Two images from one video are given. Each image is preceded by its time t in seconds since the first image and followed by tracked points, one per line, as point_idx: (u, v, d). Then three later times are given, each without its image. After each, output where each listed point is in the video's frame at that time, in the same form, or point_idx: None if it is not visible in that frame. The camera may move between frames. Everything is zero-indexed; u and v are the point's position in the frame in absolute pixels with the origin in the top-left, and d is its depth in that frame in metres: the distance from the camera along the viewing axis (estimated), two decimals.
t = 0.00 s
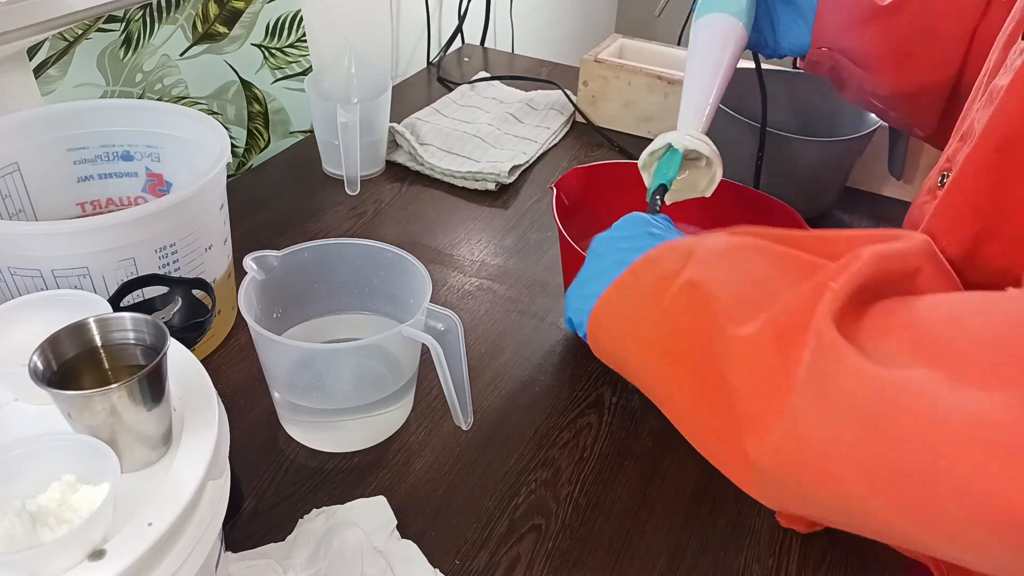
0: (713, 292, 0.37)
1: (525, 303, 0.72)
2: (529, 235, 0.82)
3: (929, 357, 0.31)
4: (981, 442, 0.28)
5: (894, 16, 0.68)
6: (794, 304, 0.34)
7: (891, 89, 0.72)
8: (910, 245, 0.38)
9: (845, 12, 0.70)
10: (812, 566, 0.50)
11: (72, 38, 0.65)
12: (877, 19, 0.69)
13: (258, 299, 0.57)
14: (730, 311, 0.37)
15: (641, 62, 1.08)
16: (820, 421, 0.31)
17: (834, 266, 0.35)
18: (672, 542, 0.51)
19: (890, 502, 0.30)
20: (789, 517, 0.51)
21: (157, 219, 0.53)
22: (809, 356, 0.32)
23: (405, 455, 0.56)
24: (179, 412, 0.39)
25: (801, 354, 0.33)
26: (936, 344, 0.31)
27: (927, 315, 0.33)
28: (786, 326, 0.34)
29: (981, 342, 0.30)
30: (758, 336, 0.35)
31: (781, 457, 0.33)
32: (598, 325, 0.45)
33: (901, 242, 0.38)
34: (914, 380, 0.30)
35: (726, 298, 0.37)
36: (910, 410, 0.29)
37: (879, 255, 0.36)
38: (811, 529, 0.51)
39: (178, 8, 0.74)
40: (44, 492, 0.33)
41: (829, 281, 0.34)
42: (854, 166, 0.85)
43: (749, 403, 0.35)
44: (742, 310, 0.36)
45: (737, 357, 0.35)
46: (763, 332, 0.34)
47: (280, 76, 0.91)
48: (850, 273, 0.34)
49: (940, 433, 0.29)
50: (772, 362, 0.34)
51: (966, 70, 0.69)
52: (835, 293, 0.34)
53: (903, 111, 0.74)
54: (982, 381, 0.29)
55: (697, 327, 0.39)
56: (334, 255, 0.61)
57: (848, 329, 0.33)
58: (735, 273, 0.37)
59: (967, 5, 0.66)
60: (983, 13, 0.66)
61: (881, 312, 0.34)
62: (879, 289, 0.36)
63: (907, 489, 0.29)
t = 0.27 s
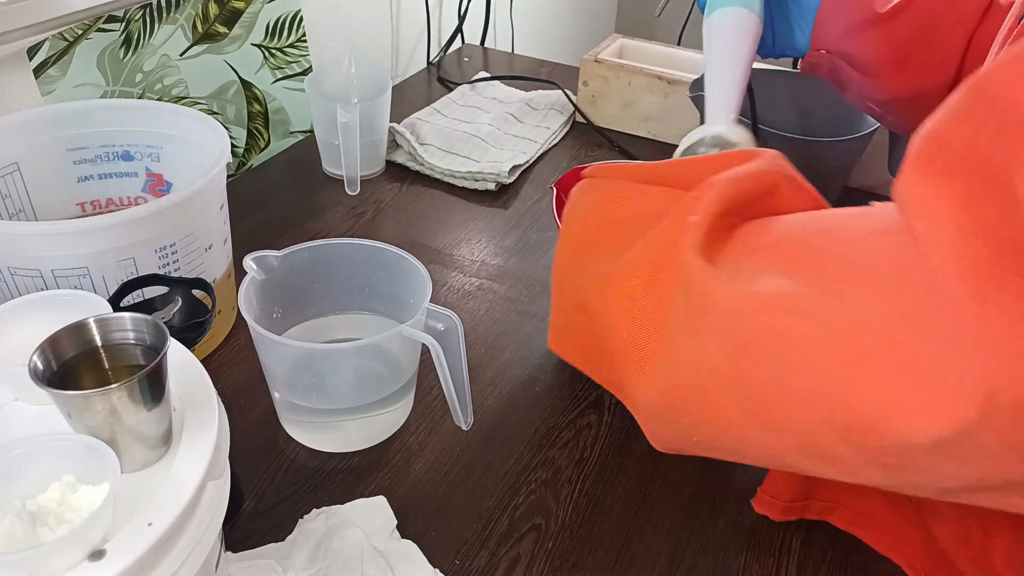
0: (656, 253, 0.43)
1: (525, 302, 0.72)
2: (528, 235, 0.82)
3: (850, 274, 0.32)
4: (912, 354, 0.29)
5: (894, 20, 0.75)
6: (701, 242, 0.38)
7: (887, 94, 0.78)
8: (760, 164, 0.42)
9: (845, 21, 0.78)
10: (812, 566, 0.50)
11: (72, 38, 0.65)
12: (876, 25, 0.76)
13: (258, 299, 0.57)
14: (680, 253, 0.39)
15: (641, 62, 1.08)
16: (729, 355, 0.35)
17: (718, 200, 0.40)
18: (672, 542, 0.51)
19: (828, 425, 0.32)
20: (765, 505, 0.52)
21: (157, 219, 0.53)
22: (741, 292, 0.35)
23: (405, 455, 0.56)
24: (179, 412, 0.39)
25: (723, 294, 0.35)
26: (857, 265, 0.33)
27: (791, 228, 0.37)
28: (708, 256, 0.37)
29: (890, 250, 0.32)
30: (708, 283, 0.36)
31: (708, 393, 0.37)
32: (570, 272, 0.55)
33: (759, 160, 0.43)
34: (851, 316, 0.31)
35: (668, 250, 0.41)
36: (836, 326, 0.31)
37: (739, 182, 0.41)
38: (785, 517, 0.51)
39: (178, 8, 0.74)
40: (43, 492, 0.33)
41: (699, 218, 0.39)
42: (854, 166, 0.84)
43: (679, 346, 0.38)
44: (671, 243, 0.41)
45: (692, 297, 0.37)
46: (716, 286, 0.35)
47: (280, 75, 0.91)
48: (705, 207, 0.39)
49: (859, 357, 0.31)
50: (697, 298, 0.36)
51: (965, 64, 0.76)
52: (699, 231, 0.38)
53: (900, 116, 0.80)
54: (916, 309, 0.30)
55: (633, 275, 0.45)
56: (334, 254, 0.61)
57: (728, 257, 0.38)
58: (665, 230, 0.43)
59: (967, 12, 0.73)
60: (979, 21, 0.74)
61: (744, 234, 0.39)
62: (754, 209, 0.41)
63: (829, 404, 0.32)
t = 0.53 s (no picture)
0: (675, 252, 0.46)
1: (525, 302, 0.72)
2: (528, 235, 0.82)
3: (855, 285, 0.36)
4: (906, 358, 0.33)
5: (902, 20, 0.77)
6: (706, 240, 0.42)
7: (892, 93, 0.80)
8: (769, 165, 0.46)
9: (846, 21, 0.80)
10: (812, 566, 0.50)
11: (72, 38, 0.65)
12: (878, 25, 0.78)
13: (258, 299, 0.57)
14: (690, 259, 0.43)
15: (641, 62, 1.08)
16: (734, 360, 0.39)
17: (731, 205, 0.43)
18: (672, 542, 0.51)
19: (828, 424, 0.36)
20: (753, 501, 0.52)
21: (157, 219, 0.53)
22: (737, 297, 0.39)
23: (405, 455, 0.56)
24: (179, 412, 0.39)
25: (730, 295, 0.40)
26: (856, 273, 0.36)
27: (799, 230, 0.42)
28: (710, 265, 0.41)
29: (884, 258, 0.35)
30: (717, 292, 0.40)
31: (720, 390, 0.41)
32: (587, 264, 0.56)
33: (769, 161, 0.46)
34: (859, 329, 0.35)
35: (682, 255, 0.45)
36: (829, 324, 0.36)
37: (747, 183, 0.44)
38: (773, 514, 0.52)
39: (178, 8, 0.74)
40: (43, 492, 0.33)
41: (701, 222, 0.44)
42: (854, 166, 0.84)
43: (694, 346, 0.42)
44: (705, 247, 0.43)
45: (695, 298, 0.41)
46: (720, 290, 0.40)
47: (280, 75, 0.91)
48: (716, 205, 0.43)
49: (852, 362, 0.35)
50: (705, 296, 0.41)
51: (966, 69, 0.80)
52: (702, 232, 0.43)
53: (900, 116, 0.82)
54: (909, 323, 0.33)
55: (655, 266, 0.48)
56: (334, 254, 0.61)
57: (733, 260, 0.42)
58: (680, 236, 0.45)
59: (965, 15, 0.77)
60: (980, 22, 0.78)
61: (751, 237, 0.43)
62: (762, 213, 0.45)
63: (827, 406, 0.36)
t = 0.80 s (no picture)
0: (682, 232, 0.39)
1: (525, 302, 0.72)
2: (528, 235, 0.82)
3: (884, 308, 0.29)
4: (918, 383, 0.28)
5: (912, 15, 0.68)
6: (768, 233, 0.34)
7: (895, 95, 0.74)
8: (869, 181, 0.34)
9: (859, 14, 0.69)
10: (812, 566, 0.50)
11: (72, 38, 0.65)
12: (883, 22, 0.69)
13: (258, 299, 0.57)
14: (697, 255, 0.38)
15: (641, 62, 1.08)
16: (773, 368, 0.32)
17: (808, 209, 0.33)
18: (672, 542, 0.51)
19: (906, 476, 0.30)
20: (751, 503, 0.52)
21: (157, 219, 0.53)
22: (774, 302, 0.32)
23: (405, 455, 0.56)
24: (179, 412, 0.39)
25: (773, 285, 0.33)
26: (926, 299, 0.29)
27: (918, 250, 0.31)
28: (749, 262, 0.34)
29: (944, 269, 0.29)
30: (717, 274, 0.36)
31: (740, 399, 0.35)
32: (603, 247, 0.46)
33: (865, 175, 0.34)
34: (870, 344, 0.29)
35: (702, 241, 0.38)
36: (852, 352, 0.29)
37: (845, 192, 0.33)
38: (771, 516, 0.52)
39: (178, 8, 0.74)
40: (43, 492, 0.33)
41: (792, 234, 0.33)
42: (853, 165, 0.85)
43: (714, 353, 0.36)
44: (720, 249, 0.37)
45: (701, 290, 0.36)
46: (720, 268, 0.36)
47: (279, 75, 0.91)
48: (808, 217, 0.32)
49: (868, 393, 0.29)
50: (737, 301, 0.35)
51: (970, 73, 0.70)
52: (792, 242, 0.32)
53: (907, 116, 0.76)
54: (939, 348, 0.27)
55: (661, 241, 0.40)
56: (334, 255, 0.61)
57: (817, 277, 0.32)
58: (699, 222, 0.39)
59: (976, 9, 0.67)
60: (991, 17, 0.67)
61: (849, 253, 0.32)
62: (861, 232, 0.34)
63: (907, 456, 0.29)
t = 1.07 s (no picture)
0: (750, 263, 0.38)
1: (525, 302, 0.72)
2: (528, 235, 0.82)
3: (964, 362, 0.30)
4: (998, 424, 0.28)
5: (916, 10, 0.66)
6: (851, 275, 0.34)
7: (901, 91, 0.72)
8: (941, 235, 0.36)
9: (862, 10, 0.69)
10: (812, 566, 0.50)
11: (72, 38, 0.65)
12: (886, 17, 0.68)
13: (258, 299, 0.57)
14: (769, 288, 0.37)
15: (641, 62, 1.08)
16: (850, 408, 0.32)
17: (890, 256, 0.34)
18: (672, 542, 0.51)
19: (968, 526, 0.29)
20: (751, 508, 0.52)
21: (157, 219, 0.53)
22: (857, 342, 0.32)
23: (405, 455, 0.56)
24: (179, 412, 0.39)
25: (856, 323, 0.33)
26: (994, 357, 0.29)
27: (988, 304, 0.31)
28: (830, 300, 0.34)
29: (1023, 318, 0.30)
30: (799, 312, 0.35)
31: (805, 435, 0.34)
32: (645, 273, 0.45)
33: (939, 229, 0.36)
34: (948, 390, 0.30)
35: (770, 277, 0.38)
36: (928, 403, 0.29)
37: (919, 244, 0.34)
38: (772, 521, 0.52)
39: (178, 8, 0.74)
40: (43, 492, 0.33)
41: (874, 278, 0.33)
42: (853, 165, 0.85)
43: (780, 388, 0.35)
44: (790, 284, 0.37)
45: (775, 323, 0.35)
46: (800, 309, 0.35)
47: (279, 75, 0.91)
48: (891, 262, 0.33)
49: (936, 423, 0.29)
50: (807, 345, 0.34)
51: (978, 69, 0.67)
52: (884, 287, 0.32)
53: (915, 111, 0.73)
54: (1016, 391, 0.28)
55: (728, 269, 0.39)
56: (333, 255, 0.61)
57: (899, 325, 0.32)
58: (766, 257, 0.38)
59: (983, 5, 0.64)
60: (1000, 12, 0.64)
61: (919, 308, 0.33)
62: (928, 283, 0.35)
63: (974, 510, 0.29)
